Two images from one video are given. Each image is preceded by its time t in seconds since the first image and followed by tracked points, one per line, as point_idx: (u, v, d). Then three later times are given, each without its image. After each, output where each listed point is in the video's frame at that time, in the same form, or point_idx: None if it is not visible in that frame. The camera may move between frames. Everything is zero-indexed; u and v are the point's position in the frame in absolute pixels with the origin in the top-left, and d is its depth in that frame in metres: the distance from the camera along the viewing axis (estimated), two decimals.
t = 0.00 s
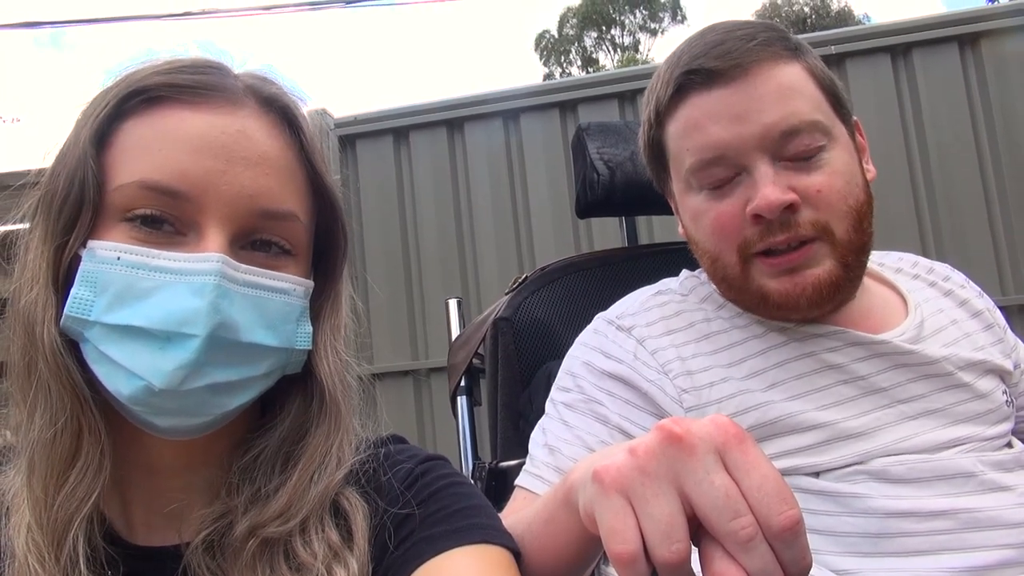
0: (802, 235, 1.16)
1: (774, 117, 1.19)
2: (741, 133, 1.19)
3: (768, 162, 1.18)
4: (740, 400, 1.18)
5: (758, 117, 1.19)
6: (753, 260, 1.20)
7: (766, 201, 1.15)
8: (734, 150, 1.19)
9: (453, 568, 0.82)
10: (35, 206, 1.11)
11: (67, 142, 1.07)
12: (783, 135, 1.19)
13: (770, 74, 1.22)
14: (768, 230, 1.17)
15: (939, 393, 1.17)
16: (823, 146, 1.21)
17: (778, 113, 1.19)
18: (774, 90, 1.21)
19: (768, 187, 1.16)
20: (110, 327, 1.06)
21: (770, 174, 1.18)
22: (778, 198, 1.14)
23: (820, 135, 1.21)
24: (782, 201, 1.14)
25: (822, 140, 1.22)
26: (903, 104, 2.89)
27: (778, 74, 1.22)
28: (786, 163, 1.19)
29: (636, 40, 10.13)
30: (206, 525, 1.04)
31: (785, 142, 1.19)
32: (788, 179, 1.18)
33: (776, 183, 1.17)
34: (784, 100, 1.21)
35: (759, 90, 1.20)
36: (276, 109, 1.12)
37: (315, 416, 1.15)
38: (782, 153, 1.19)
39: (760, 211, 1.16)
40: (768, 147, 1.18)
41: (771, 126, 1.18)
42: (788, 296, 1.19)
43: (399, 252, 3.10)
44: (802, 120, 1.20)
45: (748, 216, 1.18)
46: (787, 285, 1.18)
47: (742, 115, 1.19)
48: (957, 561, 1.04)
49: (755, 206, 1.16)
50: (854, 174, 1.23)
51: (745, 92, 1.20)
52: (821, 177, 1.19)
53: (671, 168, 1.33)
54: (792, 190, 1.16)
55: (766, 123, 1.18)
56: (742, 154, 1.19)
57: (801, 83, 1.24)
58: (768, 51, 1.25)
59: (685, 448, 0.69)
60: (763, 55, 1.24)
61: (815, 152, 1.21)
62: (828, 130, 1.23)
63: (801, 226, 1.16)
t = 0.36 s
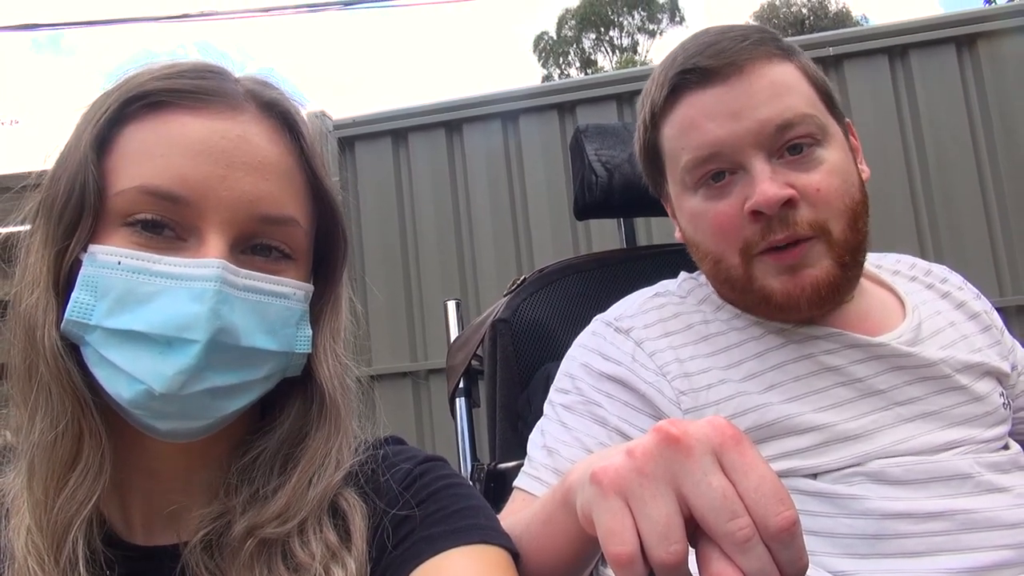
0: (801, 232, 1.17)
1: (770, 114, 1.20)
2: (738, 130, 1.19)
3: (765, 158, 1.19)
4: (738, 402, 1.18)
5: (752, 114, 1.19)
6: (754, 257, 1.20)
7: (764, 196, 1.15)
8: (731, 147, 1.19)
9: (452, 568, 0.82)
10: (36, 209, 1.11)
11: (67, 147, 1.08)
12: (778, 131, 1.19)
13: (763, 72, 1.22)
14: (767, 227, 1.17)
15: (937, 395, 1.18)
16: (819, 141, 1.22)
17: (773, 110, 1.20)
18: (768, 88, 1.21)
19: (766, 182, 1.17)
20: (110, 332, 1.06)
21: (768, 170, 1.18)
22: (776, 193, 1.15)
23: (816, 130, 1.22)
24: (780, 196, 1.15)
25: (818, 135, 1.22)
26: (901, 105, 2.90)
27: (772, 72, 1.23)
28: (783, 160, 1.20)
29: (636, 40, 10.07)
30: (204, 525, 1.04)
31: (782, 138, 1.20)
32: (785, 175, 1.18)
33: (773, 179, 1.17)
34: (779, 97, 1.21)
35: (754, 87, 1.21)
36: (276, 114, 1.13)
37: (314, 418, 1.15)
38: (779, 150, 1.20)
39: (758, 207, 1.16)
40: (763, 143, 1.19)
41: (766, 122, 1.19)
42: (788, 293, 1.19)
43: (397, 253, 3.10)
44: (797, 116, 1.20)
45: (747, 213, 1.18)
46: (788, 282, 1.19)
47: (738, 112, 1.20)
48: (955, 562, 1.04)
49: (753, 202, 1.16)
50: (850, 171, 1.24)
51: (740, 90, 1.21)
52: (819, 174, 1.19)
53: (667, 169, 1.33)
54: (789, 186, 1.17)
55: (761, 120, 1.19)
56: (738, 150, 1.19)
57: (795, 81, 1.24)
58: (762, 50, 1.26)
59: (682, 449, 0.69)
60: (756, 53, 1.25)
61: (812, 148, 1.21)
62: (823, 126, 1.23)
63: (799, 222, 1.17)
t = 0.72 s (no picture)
0: (796, 232, 1.17)
1: (768, 115, 1.20)
2: (736, 129, 1.19)
3: (763, 159, 1.19)
4: (738, 401, 1.18)
5: (751, 114, 1.20)
6: (750, 257, 1.20)
7: (760, 196, 1.15)
8: (729, 147, 1.20)
9: (453, 567, 0.82)
10: (35, 211, 1.11)
11: (64, 148, 1.08)
12: (776, 131, 1.20)
13: (763, 72, 1.23)
14: (763, 226, 1.17)
15: (937, 395, 1.18)
16: (817, 143, 1.22)
17: (772, 110, 1.20)
18: (768, 88, 1.21)
19: (762, 182, 1.17)
20: (107, 333, 1.06)
21: (765, 170, 1.18)
22: (772, 193, 1.15)
23: (815, 132, 1.22)
24: (776, 197, 1.15)
25: (817, 137, 1.22)
26: (900, 106, 2.91)
27: (772, 72, 1.23)
28: (781, 161, 1.20)
29: (634, 42, 10.13)
30: (205, 524, 1.04)
31: (780, 138, 1.20)
32: (782, 176, 1.18)
33: (769, 179, 1.17)
34: (778, 98, 1.21)
35: (752, 87, 1.21)
36: (272, 113, 1.13)
37: (316, 418, 1.15)
38: (777, 150, 1.20)
39: (754, 207, 1.16)
40: (761, 142, 1.19)
41: (763, 122, 1.19)
42: (783, 295, 1.20)
43: (396, 254, 3.10)
44: (796, 117, 1.20)
45: (742, 213, 1.18)
46: (783, 283, 1.19)
47: (737, 112, 1.20)
48: (955, 560, 1.04)
49: (749, 202, 1.17)
50: (848, 173, 1.24)
51: (739, 89, 1.21)
52: (817, 175, 1.19)
53: (667, 168, 1.34)
54: (786, 187, 1.17)
55: (760, 120, 1.19)
56: (736, 150, 1.19)
57: (795, 82, 1.24)
58: (762, 50, 1.26)
59: (683, 447, 0.69)
60: (757, 54, 1.25)
61: (811, 149, 1.21)
62: (822, 128, 1.23)
63: (795, 222, 1.17)
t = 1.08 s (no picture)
0: (793, 236, 1.17)
1: (765, 118, 1.19)
2: (733, 132, 1.19)
3: (760, 161, 1.19)
4: (737, 401, 1.18)
5: (749, 115, 1.19)
6: (747, 259, 1.20)
7: (757, 200, 1.15)
8: (726, 149, 1.20)
9: (452, 569, 0.82)
10: (30, 215, 1.11)
11: (58, 152, 1.07)
12: (774, 134, 1.19)
13: (762, 74, 1.22)
14: (759, 230, 1.17)
15: (936, 395, 1.18)
16: (816, 146, 1.22)
17: (770, 113, 1.20)
18: (767, 90, 1.21)
19: (759, 185, 1.16)
20: (102, 336, 1.06)
21: (762, 173, 1.18)
22: (770, 197, 1.14)
23: (813, 133, 1.22)
24: (773, 200, 1.14)
25: (815, 139, 1.22)
26: (897, 105, 2.91)
27: (771, 74, 1.23)
28: (778, 163, 1.20)
29: (630, 42, 10.14)
30: (205, 526, 1.04)
31: (778, 141, 1.20)
32: (779, 179, 1.18)
33: (767, 183, 1.17)
34: (776, 100, 1.21)
35: (750, 90, 1.21)
36: (264, 113, 1.12)
37: (313, 419, 1.15)
38: (775, 153, 1.20)
39: (751, 210, 1.16)
40: (759, 144, 1.19)
41: (761, 126, 1.19)
42: (777, 298, 1.19)
43: (394, 256, 3.10)
44: (794, 119, 1.20)
45: (739, 216, 1.18)
46: (778, 286, 1.19)
47: (734, 114, 1.20)
48: (954, 559, 1.04)
49: (746, 205, 1.16)
50: (847, 175, 1.23)
51: (737, 92, 1.21)
52: (814, 179, 1.19)
53: (665, 169, 1.34)
54: (783, 191, 1.17)
55: (758, 122, 1.19)
56: (734, 153, 1.19)
57: (794, 84, 1.24)
58: (761, 51, 1.26)
59: (681, 447, 0.69)
60: (756, 55, 1.25)
61: (809, 151, 1.21)
62: (821, 129, 1.23)
63: (792, 225, 1.16)
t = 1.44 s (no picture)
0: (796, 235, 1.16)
1: (766, 116, 1.19)
2: (733, 130, 1.19)
3: (761, 160, 1.18)
4: (735, 400, 1.18)
5: (750, 114, 1.19)
6: (750, 259, 1.19)
7: (759, 200, 1.15)
8: (727, 148, 1.19)
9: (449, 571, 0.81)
10: (21, 219, 1.10)
11: (47, 155, 1.07)
12: (775, 133, 1.19)
13: (762, 72, 1.22)
14: (762, 228, 1.17)
15: (934, 393, 1.17)
16: (816, 144, 1.21)
17: (770, 111, 1.19)
18: (767, 88, 1.21)
19: (760, 185, 1.16)
20: (93, 339, 1.05)
21: (763, 172, 1.17)
22: (771, 196, 1.14)
23: (814, 132, 1.22)
24: (775, 199, 1.14)
25: (816, 138, 1.22)
26: (893, 102, 2.91)
27: (771, 72, 1.23)
28: (779, 162, 1.19)
29: (627, 42, 10.14)
30: (203, 529, 1.03)
31: (779, 139, 1.19)
32: (781, 178, 1.18)
33: (768, 182, 1.17)
34: (776, 98, 1.21)
35: (751, 88, 1.20)
36: (251, 112, 1.11)
37: (309, 419, 1.14)
38: (776, 151, 1.19)
39: (753, 209, 1.16)
40: (759, 142, 1.18)
41: (761, 124, 1.19)
42: (783, 297, 1.19)
43: (392, 257, 3.09)
44: (795, 118, 1.20)
45: (741, 215, 1.18)
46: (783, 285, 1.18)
47: (735, 113, 1.19)
48: (953, 557, 1.04)
49: (748, 204, 1.16)
50: (848, 173, 1.23)
51: (737, 90, 1.20)
52: (817, 176, 1.19)
53: (665, 168, 1.33)
54: (785, 189, 1.16)
55: (758, 121, 1.19)
56: (735, 152, 1.19)
57: (794, 83, 1.24)
58: (761, 49, 1.26)
59: (678, 446, 0.69)
60: (755, 53, 1.24)
61: (809, 149, 1.21)
62: (822, 128, 1.23)
63: (794, 224, 1.16)
